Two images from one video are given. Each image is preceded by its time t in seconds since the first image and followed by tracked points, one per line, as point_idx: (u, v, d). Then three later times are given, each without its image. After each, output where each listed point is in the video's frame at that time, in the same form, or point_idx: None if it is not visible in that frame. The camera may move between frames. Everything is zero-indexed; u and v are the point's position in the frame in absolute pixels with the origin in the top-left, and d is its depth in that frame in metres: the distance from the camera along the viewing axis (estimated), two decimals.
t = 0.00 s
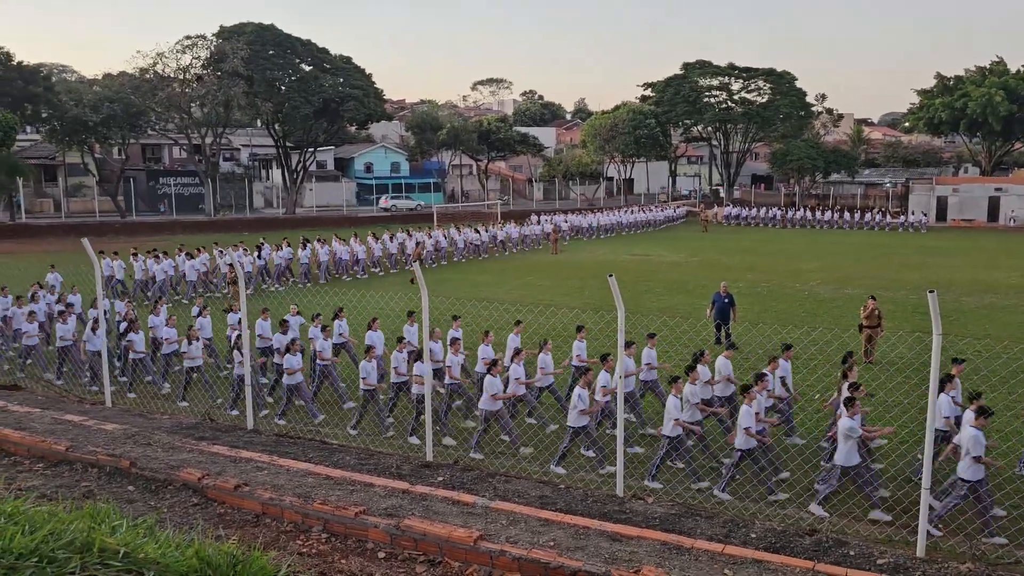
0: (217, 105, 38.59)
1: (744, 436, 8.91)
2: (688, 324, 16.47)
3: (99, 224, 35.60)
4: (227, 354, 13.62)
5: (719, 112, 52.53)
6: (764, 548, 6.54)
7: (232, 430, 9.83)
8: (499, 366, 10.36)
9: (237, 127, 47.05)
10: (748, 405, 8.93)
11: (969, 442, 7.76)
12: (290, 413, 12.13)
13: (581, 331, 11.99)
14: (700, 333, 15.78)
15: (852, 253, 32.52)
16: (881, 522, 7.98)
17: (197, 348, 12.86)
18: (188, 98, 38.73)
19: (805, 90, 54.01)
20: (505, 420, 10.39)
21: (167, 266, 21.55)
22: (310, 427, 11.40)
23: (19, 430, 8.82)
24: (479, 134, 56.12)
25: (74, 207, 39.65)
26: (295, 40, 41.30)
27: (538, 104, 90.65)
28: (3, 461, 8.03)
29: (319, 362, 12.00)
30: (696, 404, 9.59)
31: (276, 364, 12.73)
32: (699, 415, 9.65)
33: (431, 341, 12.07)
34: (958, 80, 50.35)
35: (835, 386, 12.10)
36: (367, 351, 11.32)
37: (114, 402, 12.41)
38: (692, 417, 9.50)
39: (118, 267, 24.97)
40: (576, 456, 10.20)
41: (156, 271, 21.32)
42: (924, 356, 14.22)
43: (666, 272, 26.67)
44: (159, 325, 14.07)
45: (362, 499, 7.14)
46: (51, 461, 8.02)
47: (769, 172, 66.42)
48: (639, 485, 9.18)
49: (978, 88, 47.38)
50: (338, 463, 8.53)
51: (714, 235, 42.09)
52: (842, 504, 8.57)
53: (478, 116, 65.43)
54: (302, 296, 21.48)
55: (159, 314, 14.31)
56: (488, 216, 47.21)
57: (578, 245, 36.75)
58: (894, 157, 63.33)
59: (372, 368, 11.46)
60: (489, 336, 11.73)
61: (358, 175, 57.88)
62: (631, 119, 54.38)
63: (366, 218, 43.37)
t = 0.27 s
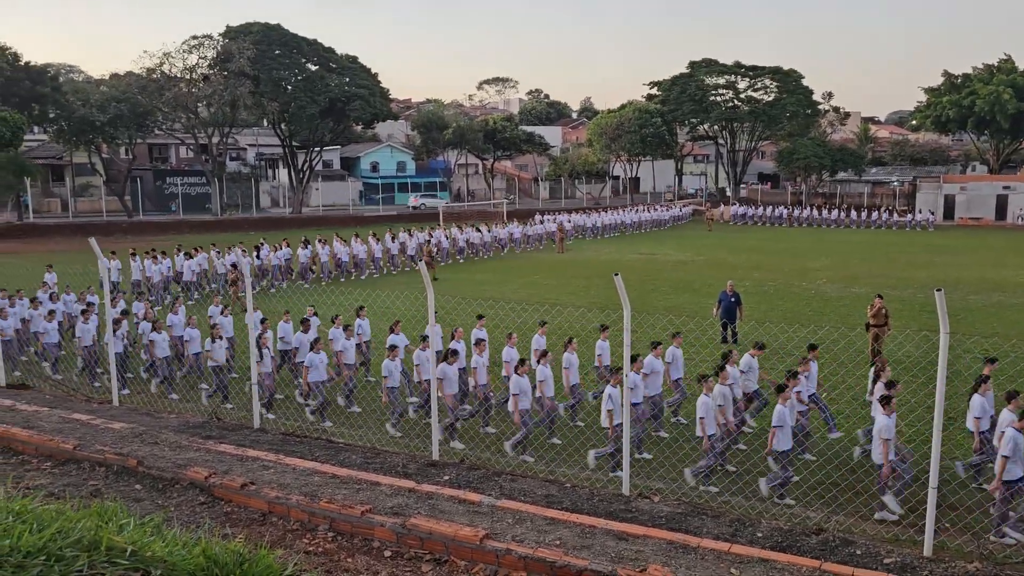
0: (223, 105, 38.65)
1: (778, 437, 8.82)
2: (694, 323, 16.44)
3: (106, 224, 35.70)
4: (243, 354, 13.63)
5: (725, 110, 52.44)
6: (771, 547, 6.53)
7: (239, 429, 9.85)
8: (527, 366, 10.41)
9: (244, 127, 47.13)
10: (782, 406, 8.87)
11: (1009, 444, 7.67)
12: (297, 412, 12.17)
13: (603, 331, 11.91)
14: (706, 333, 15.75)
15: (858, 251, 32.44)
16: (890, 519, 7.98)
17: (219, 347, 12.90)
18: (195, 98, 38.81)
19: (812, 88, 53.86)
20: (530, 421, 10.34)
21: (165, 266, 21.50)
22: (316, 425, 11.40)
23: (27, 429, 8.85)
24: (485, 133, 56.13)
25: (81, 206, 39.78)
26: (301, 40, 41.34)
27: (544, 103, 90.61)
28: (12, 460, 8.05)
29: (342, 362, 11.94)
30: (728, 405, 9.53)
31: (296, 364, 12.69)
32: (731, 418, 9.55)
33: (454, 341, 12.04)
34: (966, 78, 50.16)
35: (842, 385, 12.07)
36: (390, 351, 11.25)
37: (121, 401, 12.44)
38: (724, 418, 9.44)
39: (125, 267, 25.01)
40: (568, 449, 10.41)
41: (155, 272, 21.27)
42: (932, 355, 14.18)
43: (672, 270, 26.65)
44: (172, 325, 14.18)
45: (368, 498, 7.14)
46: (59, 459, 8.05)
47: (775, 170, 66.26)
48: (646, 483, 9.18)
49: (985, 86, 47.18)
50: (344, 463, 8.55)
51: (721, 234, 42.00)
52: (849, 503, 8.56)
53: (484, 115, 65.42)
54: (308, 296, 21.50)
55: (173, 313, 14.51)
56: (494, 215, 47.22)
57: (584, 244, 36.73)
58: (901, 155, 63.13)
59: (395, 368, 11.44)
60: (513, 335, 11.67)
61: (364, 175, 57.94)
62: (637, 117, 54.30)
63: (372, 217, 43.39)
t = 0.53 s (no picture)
0: (232, 107, 38.81)
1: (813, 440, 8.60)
2: (702, 324, 16.41)
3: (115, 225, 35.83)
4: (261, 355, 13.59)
5: (733, 110, 52.33)
6: (779, 548, 6.51)
7: (247, 430, 9.87)
8: (554, 372, 10.07)
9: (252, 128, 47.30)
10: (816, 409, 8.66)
11: None
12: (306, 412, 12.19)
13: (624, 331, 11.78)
14: (714, 333, 15.72)
15: (867, 251, 32.33)
16: (902, 522, 7.92)
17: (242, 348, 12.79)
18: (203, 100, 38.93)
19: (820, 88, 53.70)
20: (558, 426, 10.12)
21: (164, 268, 21.50)
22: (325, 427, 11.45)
23: (37, 429, 8.89)
24: (492, 134, 56.14)
25: (90, 208, 39.97)
26: (309, 41, 41.42)
27: (551, 104, 90.57)
28: (22, 461, 8.09)
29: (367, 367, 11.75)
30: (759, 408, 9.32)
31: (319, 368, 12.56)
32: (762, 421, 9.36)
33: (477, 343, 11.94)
34: (976, 77, 49.92)
35: (851, 386, 12.02)
36: (416, 354, 11.03)
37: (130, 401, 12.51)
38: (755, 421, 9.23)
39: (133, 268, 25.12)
40: (582, 448, 10.35)
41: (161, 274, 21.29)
42: (941, 355, 14.11)
43: (679, 271, 26.61)
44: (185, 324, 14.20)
45: (376, 499, 7.16)
46: (69, 460, 8.10)
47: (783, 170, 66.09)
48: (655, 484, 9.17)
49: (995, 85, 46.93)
50: (352, 463, 8.57)
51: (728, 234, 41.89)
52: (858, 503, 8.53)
53: (491, 116, 65.44)
54: (316, 297, 21.54)
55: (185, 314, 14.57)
56: (501, 215, 47.22)
57: (592, 245, 36.70)
58: (910, 154, 62.88)
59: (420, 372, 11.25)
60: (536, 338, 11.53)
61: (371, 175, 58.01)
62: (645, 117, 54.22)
63: (379, 218, 43.45)
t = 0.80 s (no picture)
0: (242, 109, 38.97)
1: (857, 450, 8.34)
2: (713, 325, 16.36)
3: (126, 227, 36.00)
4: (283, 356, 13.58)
5: (742, 110, 52.22)
6: (790, 550, 6.49)
7: (258, 431, 9.90)
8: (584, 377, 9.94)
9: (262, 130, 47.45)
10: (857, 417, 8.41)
11: None
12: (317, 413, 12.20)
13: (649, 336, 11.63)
14: (725, 334, 15.66)
15: (877, 252, 32.19)
16: (914, 524, 7.86)
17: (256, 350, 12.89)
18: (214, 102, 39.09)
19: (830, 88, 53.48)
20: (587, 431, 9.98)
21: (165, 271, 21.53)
22: (335, 428, 11.49)
23: (50, 430, 8.95)
24: (501, 135, 56.17)
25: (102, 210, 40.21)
26: (319, 43, 41.48)
27: (560, 104, 90.55)
28: (35, 461, 8.15)
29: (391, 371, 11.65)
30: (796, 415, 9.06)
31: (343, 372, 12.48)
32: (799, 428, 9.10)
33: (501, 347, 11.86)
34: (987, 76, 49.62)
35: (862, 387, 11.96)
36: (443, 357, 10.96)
37: (142, 402, 12.57)
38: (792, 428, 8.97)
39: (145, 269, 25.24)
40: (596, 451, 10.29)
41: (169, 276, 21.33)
42: (954, 356, 14.01)
43: (689, 271, 26.54)
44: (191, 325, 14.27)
45: (386, 500, 7.17)
46: (81, 460, 8.15)
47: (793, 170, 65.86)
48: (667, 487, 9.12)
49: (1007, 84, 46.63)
50: (362, 464, 8.59)
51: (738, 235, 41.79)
52: (869, 505, 8.49)
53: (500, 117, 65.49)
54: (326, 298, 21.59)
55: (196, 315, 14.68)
56: (511, 216, 47.22)
57: (602, 245, 36.67)
58: (921, 154, 62.57)
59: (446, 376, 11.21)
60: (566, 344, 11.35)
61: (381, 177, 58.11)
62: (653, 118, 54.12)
63: (388, 219, 43.49)
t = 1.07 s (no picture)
0: (254, 111, 39.11)
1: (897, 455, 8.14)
2: (723, 326, 16.34)
3: (139, 229, 36.20)
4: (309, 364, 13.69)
5: (753, 111, 52.05)
6: (802, 552, 6.46)
7: (270, 431, 9.94)
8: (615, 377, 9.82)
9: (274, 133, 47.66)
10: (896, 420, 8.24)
11: None
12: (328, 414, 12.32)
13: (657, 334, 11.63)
14: (735, 335, 15.66)
15: (890, 253, 32.08)
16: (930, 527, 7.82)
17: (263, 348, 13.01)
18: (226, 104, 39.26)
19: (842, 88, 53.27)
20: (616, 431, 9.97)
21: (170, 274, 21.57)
22: (348, 429, 11.53)
23: (64, 431, 9.00)
24: (512, 136, 56.20)
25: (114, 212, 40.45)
26: (330, 46, 41.58)
27: (570, 106, 90.53)
28: (50, 461, 8.21)
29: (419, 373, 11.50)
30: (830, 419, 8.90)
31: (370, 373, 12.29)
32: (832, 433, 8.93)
33: (528, 349, 11.81)
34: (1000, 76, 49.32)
35: (875, 389, 11.92)
36: (468, 362, 10.92)
37: (154, 403, 12.65)
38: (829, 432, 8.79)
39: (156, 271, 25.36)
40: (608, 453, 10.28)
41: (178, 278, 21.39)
42: (966, 357, 13.95)
43: (700, 273, 26.49)
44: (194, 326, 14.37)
45: (397, 500, 7.19)
46: (95, 460, 8.20)
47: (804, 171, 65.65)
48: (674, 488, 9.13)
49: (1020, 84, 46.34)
50: (373, 465, 8.61)
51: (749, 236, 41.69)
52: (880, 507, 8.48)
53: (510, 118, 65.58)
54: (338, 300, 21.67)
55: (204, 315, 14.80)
56: (521, 217, 47.26)
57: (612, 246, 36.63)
58: (934, 155, 62.24)
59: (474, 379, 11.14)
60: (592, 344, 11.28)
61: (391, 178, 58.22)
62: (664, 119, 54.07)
63: (398, 221, 43.58)
